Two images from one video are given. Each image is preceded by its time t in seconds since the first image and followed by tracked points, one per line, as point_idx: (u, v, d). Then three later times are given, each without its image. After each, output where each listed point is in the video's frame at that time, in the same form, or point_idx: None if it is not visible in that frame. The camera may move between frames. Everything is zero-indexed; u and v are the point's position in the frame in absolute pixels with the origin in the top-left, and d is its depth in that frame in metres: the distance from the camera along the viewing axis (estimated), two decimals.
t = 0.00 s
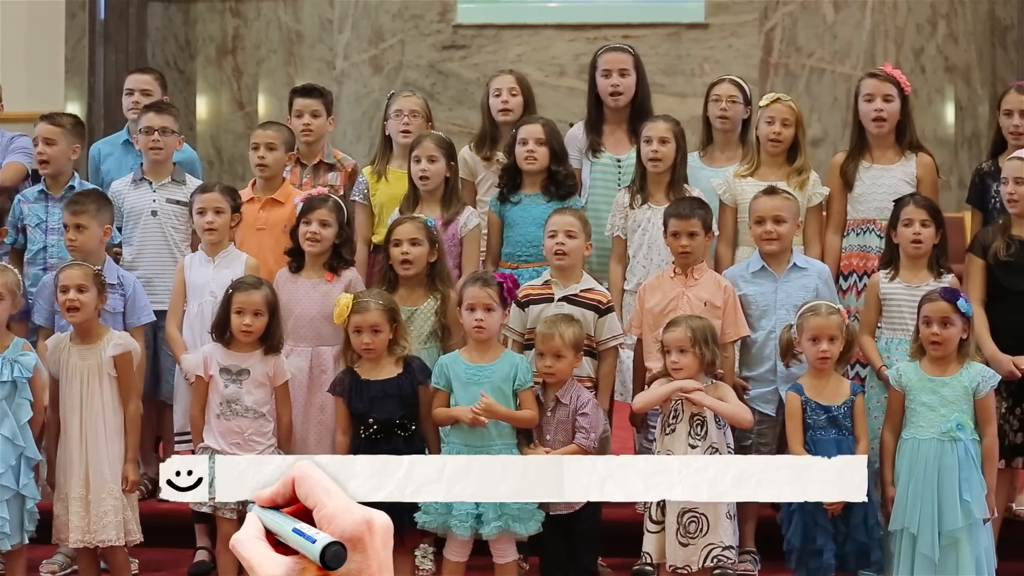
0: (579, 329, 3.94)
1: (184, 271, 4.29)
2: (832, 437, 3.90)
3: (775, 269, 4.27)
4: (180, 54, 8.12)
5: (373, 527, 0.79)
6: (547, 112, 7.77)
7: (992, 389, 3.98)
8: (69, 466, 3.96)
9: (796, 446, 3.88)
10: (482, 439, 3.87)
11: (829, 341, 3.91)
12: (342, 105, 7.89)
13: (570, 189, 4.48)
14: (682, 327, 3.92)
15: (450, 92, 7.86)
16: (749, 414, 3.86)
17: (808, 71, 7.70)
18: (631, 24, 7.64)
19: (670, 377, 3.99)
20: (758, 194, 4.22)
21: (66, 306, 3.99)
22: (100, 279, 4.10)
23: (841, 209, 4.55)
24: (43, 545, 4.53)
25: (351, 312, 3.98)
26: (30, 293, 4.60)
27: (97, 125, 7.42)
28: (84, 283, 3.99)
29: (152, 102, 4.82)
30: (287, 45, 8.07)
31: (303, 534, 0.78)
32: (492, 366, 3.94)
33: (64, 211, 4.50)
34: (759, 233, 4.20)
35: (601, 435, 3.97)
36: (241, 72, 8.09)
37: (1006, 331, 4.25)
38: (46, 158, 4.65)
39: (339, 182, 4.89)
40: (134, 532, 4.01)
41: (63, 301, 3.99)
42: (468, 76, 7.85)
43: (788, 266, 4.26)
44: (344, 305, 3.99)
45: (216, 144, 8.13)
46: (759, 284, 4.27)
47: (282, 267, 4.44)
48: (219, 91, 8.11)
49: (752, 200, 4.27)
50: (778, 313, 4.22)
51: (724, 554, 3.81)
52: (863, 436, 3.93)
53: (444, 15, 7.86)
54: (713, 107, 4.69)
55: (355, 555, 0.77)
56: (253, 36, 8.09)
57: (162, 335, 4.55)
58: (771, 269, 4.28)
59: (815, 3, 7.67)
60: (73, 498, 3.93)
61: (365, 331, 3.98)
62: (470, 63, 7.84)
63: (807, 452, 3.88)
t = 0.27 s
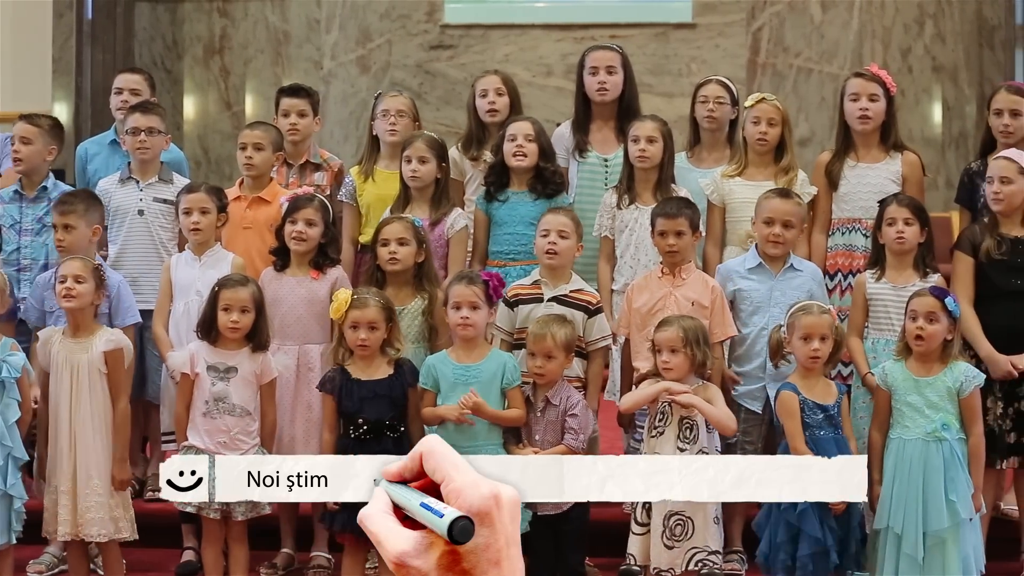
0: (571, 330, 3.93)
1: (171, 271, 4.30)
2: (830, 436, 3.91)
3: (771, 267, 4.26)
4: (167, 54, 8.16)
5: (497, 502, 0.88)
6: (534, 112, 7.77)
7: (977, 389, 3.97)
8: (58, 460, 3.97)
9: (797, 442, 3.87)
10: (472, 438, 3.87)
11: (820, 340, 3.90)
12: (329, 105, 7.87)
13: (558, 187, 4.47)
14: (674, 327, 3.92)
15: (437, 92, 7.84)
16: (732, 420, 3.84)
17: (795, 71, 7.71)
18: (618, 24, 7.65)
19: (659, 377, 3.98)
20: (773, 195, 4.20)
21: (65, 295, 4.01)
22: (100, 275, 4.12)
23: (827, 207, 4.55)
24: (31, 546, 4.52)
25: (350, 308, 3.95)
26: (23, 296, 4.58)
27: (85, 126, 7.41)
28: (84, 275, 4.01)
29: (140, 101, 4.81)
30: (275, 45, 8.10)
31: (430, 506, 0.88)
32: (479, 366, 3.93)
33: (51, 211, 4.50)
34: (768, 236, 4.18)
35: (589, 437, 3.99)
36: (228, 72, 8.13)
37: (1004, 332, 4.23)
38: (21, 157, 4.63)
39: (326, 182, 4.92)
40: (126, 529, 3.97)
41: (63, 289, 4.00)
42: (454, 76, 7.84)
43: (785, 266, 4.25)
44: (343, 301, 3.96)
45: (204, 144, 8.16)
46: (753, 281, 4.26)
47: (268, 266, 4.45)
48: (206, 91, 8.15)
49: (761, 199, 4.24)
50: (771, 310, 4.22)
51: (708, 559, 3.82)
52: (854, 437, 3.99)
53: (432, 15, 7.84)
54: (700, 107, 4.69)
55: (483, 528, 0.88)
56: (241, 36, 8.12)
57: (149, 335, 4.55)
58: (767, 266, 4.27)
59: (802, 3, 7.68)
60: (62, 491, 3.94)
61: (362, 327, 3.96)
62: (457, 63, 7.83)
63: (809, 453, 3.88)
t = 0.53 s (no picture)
0: (564, 330, 3.93)
1: (157, 270, 4.30)
2: (806, 437, 3.91)
3: (766, 266, 4.25)
4: (153, 54, 8.14)
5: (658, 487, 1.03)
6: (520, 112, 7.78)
7: (964, 388, 3.97)
8: (49, 459, 3.96)
9: (772, 443, 3.91)
10: (450, 435, 3.88)
11: (809, 339, 3.90)
12: (315, 105, 7.89)
13: (544, 188, 4.49)
14: (665, 327, 3.91)
15: (423, 92, 7.85)
16: (718, 423, 3.87)
17: (781, 71, 7.71)
18: (605, 24, 7.65)
19: (648, 376, 3.98)
20: (762, 195, 4.19)
21: (59, 296, 4.01)
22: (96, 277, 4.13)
23: (814, 208, 4.55)
24: (18, 546, 4.51)
25: (343, 305, 3.96)
26: (8, 294, 4.61)
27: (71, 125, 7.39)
28: (81, 276, 4.03)
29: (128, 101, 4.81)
30: (261, 45, 8.08)
31: (593, 491, 1.02)
32: (454, 363, 3.93)
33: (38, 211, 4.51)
34: (760, 233, 4.18)
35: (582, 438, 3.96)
36: (215, 71, 8.12)
37: (991, 331, 4.23)
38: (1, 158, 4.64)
39: (313, 182, 4.93)
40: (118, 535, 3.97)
41: (58, 291, 4.00)
42: (441, 76, 7.85)
43: (779, 265, 4.24)
44: (336, 297, 3.98)
45: (190, 144, 8.14)
46: (748, 280, 4.25)
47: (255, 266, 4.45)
48: (193, 90, 8.13)
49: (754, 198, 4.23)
50: (767, 309, 4.20)
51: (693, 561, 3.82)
52: (844, 439, 3.89)
53: (418, 15, 7.86)
54: (687, 108, 4.69)
55: (645, 511, 1.03)
56: (227, 36, 8.11)
57: (136, 335, 4.54)
58: (762, 265, 4.26)
59: (788, 3, 7.69)
60: (52, 491, 3.93)
61: (354, 325, 3.96)
62: (444, 63, 7.84)
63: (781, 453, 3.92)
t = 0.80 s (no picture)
0: (560, 331, 3.93)
1: (145, 271, 4.30)
2: (793, 437, 3.91)
3: (750, 267, 4.25)
4: (141, 54, 8.15)
5: None
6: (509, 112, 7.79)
7: (952, 388, 3.97)
8: (41, 461, 3.96)
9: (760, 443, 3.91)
10: (431, 435, 3.86)
11: (799, 339, 3.90)
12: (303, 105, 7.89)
13: (532, 188, 4.49)
14: (655, 327, 3.92)
15: (411, 91, 7.86)
16: (702, 424, 3.88)
17: (769, 71, 7.71)
18: (593, 24, 7.66)
19: (637, 376, 3.98)
20: (743, 194, 4.21)
21: (48, 301, 4.00)
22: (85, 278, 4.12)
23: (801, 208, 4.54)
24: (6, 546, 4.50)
25: (334, 304, 3.96)
26: None
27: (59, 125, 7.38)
28: (69, 280, 4.01)
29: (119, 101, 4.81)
30: (249, 45, 8.09)
31: None
32: (438, 364, 3.93)
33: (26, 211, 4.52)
34: (739, 233, 4.21)
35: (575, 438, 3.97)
36: (203, 71, 8.14)
37: (974, 331, 4.23)
38: None
39: (302, 182, 4.92)
40: (108, 536, 3.99)
41: (46, 296, 4.00)
42: (429, 76, 7.85)
43: (764, 265, 4.24)
44: (327, 296, 3.97)
45: (178, 144, 8.17)
46: (735, 282, 4.25)
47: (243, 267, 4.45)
48: (180, 90, 8.15)
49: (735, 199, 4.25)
50: (754, 309, 4.19)
51: (683, 559, 3.81)
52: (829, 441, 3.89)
53: (406, 15, 7.85)
54: (677, 107, 4.70)
55: None
56: (215, 36, 8.11)
57: (124, 335, 4.54)
58: (746, 266, 4.26)
59: (776, 3, 7.69)
60: (45, 492, 3.93)
61: (345, 323, 3.96)
62: (432, 63, 7.84)
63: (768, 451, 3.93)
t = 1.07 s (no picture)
0: (551, 330, 3.93)
1: (132, 271, 4.30)
2: (793, 438, 3.91)
3: (732, 266, 4.25)
4: (129, 54, 8.22)
5: None
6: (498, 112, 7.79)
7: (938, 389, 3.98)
8: (34, 462, 3.95)
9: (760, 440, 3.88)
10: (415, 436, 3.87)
11: (791, 339, 3.90)
12: (292, 105, 7.85)
13: (521, 189, 4.50)
14: (641, 326, 3.91)
15: (400, 91, 7.86)
16: (693, 423, 3.86)
17: (757, 71, 7.71)
18: (582, 24, 7.66)
19: (625, 377, 3.98)
20: (722, 195, 4.20)
21: (37, 302, 4.00)
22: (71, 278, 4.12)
23: (788, 208, 4.55)
24: None
25: (320, 304, 3.95)
26: None
27: (47, 125, 7.36)
28: (56, 280, 4.01)
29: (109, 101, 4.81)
30: (237, 45, 8.14)
31: None
32: (423, 364, 3.93)
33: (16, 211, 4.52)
34: (719, 234, 4.20)
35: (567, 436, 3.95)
36: (190, 72, 8.20)
37: (959, 332, 4.24)
38: None
39: (290, 183, 4.91)
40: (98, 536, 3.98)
41: (35, 296, 3.99)
42: (418, 76, 7.86)
43: (745, 264, 4.24)
44: (313, 296, 3.96)
45: (166, 144, 8.23)
46: (717, 282, 4.25)
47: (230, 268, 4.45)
48: (169, 91, 8.22)
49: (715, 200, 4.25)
50: (734, 309, 4.19)
51: (678, 556, 3.82)
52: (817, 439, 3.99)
53: (394, 15, 7.85)
54: (668, 106, 4.70)
55: None
56: (203, 36, 8.18)
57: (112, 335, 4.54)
58: (728, 266, 4.26)
59: (764, 3, 7.69)
60: (40, 494, 3.92)
61: (332, 323, 3.96)
62: (420, 63, 7.85)
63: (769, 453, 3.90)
